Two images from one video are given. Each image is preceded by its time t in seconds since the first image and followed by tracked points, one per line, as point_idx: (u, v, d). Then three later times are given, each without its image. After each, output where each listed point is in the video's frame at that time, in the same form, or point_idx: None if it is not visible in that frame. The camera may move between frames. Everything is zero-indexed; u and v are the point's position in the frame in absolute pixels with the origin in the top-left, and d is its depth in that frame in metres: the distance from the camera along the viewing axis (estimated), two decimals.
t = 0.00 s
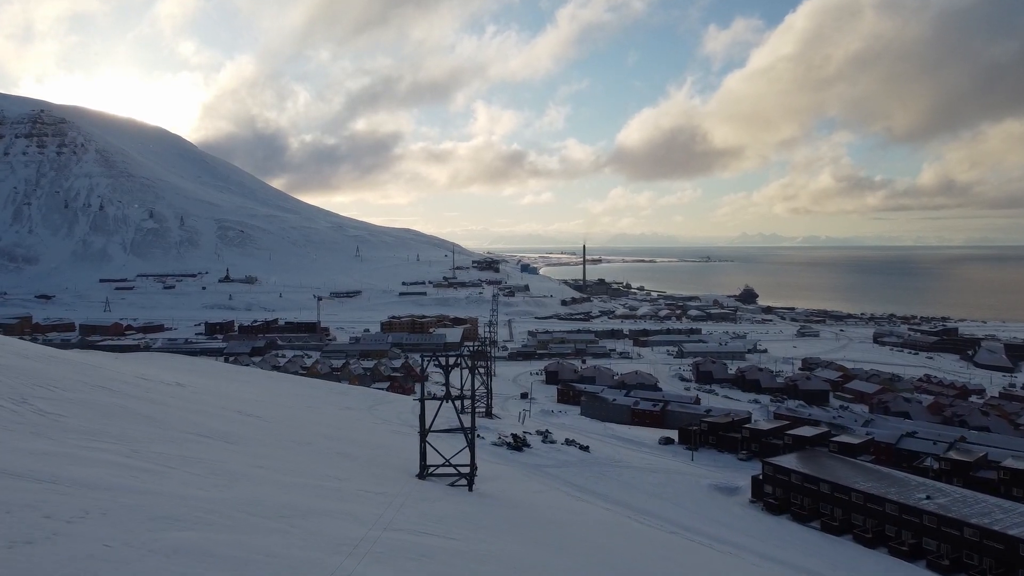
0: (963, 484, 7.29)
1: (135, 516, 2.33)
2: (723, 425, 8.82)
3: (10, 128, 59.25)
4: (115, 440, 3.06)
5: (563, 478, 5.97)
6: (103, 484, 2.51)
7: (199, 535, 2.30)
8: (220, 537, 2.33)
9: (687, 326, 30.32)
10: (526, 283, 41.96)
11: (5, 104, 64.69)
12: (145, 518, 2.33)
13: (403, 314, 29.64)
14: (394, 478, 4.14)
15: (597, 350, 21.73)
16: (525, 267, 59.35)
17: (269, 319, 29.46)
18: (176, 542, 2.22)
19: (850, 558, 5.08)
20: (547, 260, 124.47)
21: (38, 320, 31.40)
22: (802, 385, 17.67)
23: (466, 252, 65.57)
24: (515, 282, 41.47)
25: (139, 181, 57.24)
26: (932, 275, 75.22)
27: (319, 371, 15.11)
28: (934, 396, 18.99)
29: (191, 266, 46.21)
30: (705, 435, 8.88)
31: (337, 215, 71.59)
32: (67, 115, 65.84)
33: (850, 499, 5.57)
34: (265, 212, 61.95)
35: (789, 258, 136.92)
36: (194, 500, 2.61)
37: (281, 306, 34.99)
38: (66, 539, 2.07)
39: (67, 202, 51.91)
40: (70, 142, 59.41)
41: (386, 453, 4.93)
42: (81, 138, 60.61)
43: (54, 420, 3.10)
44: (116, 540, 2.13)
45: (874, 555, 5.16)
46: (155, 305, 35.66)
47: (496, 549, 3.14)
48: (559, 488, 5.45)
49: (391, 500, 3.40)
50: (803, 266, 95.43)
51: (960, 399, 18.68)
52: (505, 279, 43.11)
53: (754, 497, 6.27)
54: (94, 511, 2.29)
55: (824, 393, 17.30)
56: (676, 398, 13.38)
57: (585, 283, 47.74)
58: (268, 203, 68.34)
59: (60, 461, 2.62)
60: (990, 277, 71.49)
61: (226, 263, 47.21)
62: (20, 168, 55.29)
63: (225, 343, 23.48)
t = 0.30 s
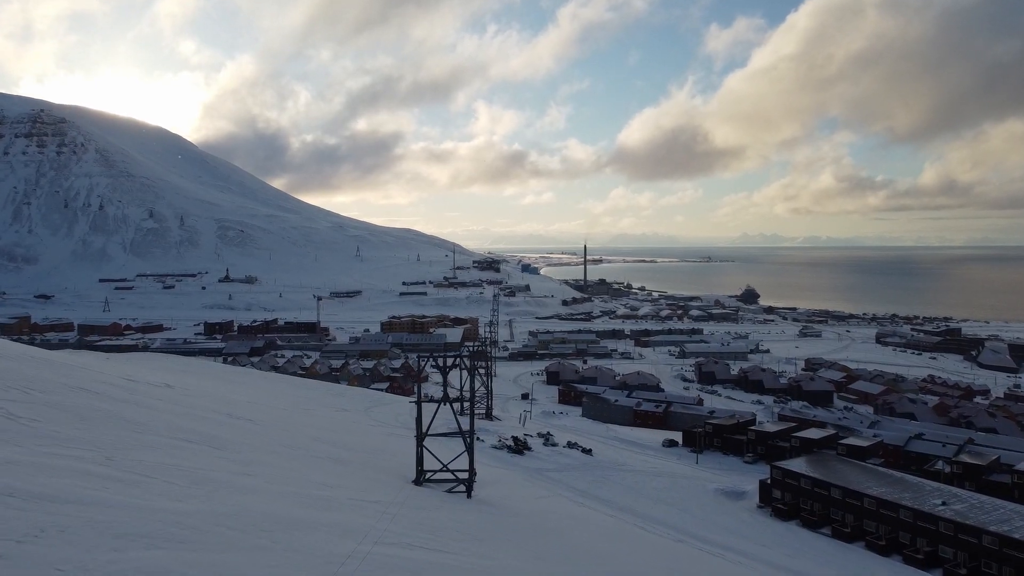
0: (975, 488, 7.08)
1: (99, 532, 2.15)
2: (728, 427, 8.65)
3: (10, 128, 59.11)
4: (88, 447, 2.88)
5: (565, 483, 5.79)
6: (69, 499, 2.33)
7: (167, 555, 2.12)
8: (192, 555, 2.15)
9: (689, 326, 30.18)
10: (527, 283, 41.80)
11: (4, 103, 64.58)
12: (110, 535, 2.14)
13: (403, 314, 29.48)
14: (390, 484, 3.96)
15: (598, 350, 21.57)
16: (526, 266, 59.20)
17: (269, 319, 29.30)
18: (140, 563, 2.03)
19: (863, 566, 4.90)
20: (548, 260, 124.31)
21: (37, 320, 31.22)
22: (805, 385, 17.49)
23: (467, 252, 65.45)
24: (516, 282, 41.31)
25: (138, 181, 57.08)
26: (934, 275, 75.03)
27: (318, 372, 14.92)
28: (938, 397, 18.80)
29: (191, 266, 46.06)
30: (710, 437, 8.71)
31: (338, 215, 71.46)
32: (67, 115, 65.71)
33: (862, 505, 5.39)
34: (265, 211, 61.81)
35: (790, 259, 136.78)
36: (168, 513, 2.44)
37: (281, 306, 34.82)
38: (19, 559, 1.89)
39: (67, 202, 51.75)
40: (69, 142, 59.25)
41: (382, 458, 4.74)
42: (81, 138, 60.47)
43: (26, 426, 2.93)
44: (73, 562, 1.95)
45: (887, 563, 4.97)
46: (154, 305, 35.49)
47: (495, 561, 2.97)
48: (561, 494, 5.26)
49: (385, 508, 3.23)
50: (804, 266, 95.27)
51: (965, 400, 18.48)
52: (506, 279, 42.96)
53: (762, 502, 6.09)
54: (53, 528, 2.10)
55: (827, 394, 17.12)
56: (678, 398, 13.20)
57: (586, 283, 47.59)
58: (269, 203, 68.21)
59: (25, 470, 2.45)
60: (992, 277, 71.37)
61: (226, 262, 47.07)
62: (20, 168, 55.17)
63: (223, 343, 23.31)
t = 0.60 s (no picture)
0: (989, 493, 6.87)
1: (57, 553, 1.97)
2: (734, 429, 8.47)
3: (10, 127, 59.03)
4: (57, 455, 2.70)
5: (566, 486, 5.62)
6: (28, 514, 2.14)
7: None
8: None
9: (690, 327, 30.07)
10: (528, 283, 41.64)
11: (5, 103, 64.49)
12: (68, 556, 1.96)
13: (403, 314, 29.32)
14: (384, 492, 3.78)
15: (600, 350, 21.40)
16: (527, 266, 59.08)
17: (269, 319, 29.16)
18: None
19: None
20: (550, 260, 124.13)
21: (36, 320, 31.10)
22: (808, 387, 17.33)
23: (468, 252, 65.29)
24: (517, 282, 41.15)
25: (138, 180, 56.97)
26: (936, 276, 74.76)
27: (317, 372, 14.77)
28: (943, 398, 18.60)
29: (191, 266, 45.92)
30: (714, 440, 8.54)
31: (338, 214, 71.33)
32: (67, 115, 65.65)
33: (874, 511, 5.23)
34: (265, 211, 61.68)
35: (792, 259, 136.59)
36: (136, 529, 2.25)
37: (281, 306, 34.67)
38: None
39: (67, 202, 51.66)
40: (69, 141, 59.18)
41: (377, 463, 4.56)
42: (81, 138, 60.38)
43: None
44: None
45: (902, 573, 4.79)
46: (153, 305, 35.35)
47: None
48: (562, 499, 5.08)
49: (376, 519, 3.05)
50: (806, 266, 95.03)
51: (970, 402, 18.27)
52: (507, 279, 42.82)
53: (770, 507, 5.91)
54: (9, 545, 1.94)
55: (831, 395, 16.93)
56: (681, 399, 13.02)
57: (587, 283, 47.43)
58: (269, 203, 68.10)
59: None
60: (994, 278, 71.20)
61: (226, 263, 46.95)
62: (20, 168, 55.08)
63: (222, 343, 23.18)
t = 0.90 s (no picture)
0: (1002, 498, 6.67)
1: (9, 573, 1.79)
2: (739, 431, 8.29)
3: (10, 127, 58.90)
4: (22, 463, 2.51)
5: (567, 492, 5.44)
6: None
7: None
8: None
9: (692, 327, 29.92)
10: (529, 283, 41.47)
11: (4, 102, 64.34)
12: None
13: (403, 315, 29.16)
14: (379, 500, 3.60)
15: (601, 351, 21.23)
16: (527, 267, 58.95)
17: (268, 319, 28.99)
18: None
19: None
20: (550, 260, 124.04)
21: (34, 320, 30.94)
22: (812, 388, 17.15)
23: (468, 252, 65.17)
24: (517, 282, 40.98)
25: (138, 180, 56.82)
26: (936, 276, 74.57)
27: (316, 373, 14.59)
28: (948, 399, 18.39)
29: (191, 266, 45.75)
30: (719, 442, 8.34)
31: (338, 214, 71.17)
32: (67, 114, 65.54)
33: (888, 518, 5.04)
34: (266, 211, 61.55)
35: (792, 259, 136.41)
36: (100, 546, 2.06)
37: (280, 306, 34.50)
38: None
39: (66, 202, 51.50)
40: (69, 141, 59.04)
41: (372, 468, 4.39)
42: (81, 137, 60.24)
43: None
44: None
45: None
46: (152, 305, 35.18)
47: None
48: (565, 506, 4.91)
49: (367, 530, 2.88)
50: (806, 266, 94.89)
51: (975, 402, 18.07)
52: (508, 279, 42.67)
53: (779, 512, 5.73)
54: None
55: (835, 396, 16.74)
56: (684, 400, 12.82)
57: (587, 283, 47.26)
58: (269, 203, 67.98)
59: None
60: (995, 278, 71.05)
61: (226, 262, 46.79)
62: (20, 167, 54.97)
63: (221, 343, 23.01)
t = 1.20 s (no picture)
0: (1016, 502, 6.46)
1: None
2: (744, 434, 8.11)
3: (9, 126, 58.82)
4: None
5: (570, 497, 5.27)
6: None
7: None
8: None
9: (694, 327, 29.71)
10: (529, 283, 41.30)
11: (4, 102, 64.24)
12: None
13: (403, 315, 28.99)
14: (371, 508, 3.42)
15: (602, 351, 21.03)
16: (528, 267, 58.78)
17: (267, 319, 28.81)
18: None
19: None
20: (550, 259, 123.86)
21: (33, 320, 30.79)
22: (816, 389, 16.96)
23: (469, 252, 65.01)
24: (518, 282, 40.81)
25: (138, 180, 56.69)
26: (938, 277, 74.33)
27: (314, 373, 14.42)
28: (953, 400, 18.18)
29: (191, 266, 45.59)
30: (725, 445, 8.15)
31: (339, 214, 71.00)
32: (67, 114, 65.46)
33: (903, 525, 4.85)
34: (266, 211, 61.42)
35: (794, 259, 136.19)
36: (58, 568, 1.89)
37: (280, 306, 34.33)
38: None
39: (66, 202, 51.36)
40: (69, 140, 58.93)
41: (367, 474, 4.21)
42: (81, 137, 60.12)
43: None
44: None
45: None
46: (151, 305, 35.03)
47: None
48: (567, 512, 4.73)
49: (357, 544, 2.70)
50: (807, 267, 94.65)
51: (981, 403, 17.85)
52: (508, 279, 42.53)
53: (788, 519, 5.56)
54: None
55: (840, 397, 16.55)
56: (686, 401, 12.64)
57: (588, 283, 47.09)
58: (270, 203, 67.85)
59: None
60: (997, 278, 70.89)
61: (226, 262, 46.63)
62: (20, 167, 54.87)
63: (220, 343, 22.84)
